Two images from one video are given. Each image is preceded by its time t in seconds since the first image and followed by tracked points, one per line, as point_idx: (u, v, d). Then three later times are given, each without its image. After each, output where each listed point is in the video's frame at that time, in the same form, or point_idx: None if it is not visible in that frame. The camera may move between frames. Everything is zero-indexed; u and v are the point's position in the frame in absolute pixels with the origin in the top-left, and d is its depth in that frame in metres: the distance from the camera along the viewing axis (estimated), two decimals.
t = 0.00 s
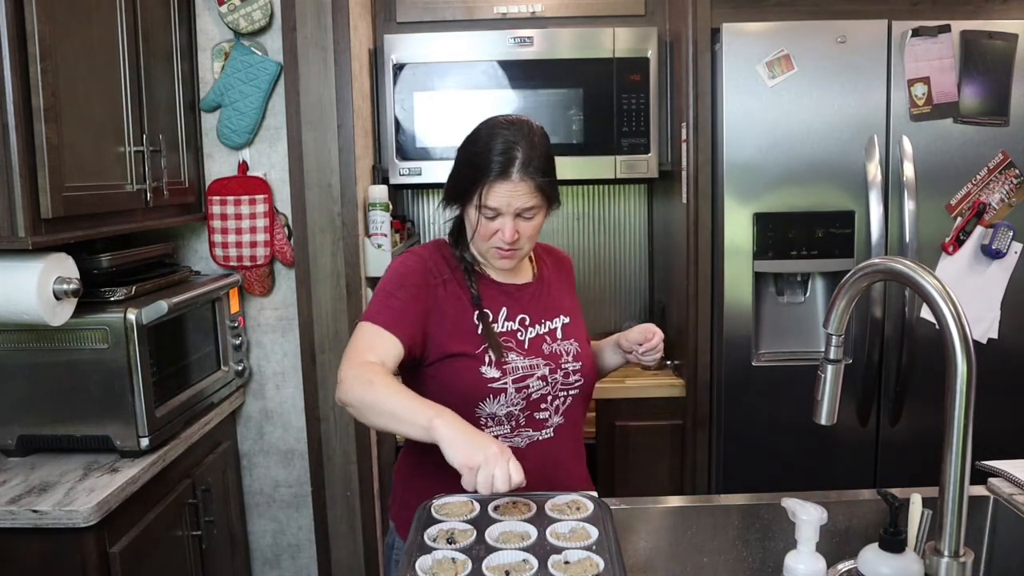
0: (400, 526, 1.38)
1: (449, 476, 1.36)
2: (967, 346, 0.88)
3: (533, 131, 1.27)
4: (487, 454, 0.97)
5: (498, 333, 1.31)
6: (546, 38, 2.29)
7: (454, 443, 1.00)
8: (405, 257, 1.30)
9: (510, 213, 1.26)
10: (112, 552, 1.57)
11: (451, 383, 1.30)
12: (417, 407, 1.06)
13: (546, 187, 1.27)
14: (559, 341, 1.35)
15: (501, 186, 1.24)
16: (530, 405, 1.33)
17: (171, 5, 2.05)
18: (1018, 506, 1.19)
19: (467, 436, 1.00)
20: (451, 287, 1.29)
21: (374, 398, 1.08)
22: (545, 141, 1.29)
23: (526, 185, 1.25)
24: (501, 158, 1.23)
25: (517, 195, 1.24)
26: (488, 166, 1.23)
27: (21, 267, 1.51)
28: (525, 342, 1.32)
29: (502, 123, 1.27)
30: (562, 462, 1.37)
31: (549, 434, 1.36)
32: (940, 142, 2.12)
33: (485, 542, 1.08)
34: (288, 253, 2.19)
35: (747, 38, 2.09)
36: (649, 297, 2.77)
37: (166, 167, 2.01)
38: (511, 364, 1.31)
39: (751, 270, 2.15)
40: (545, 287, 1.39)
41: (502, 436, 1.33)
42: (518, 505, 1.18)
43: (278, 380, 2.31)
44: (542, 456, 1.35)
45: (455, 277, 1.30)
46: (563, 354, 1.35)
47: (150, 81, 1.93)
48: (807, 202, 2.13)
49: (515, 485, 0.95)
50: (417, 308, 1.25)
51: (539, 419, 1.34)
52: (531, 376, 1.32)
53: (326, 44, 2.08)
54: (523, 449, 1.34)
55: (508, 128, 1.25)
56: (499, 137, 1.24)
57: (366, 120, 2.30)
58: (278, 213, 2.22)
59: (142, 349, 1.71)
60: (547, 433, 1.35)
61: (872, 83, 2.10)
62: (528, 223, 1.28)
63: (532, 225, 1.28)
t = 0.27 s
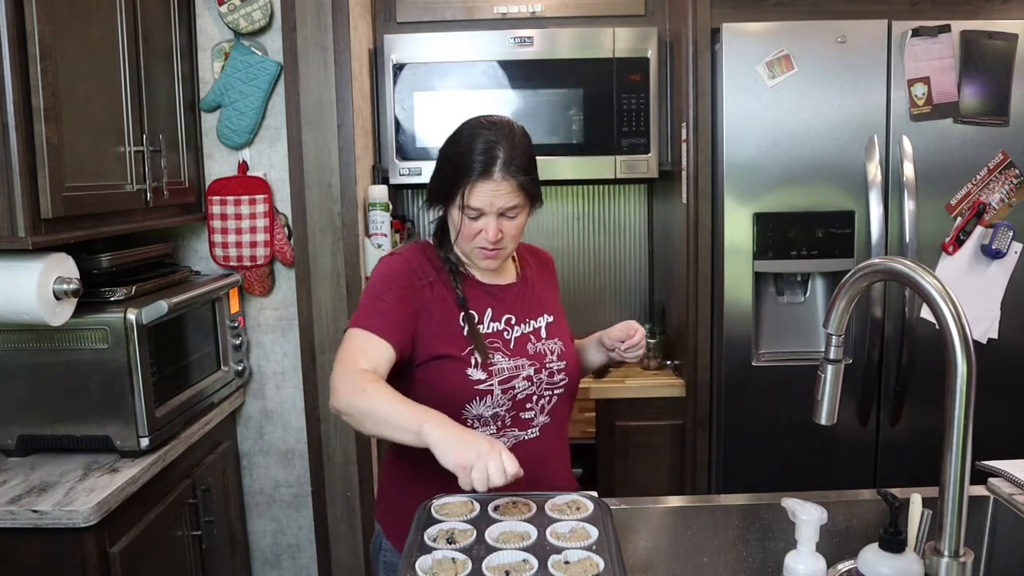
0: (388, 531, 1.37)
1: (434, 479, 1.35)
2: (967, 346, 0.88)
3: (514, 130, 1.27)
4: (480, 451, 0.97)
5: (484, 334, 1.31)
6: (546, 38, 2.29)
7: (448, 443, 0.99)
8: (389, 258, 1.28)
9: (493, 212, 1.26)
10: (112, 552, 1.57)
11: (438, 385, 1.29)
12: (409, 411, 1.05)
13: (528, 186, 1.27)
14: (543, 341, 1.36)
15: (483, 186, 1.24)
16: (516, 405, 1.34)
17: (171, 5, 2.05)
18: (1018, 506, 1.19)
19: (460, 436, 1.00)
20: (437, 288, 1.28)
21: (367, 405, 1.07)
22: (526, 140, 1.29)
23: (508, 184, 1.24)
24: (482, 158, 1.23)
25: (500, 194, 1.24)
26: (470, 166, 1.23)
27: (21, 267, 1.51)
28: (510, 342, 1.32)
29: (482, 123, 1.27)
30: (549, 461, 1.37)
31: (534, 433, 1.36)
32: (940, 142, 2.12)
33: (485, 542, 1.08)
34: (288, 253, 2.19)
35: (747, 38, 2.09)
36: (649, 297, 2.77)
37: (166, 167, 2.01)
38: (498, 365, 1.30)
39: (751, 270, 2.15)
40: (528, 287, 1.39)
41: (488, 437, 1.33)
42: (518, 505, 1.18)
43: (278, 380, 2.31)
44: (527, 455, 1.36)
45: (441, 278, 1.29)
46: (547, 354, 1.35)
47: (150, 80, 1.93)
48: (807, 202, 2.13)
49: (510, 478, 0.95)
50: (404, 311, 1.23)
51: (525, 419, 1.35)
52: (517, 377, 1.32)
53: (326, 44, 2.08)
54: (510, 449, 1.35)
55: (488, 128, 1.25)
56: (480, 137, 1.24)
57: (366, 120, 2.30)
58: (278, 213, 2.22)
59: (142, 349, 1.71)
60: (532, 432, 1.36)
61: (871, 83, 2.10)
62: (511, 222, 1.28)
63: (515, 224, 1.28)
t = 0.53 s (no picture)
0: (370, 530, 1.37)
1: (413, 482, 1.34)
2: (967, 346, 0.88)
3: (500, 133, 1.27)
4: (435, 449, 0.97)
5: (465, 336, 1.30)
6: (546, 38, 2.29)
7: (405, 439, 1.00)
8: (372, 259, 1.29)
9: (478, 215, 1.25)
10: (112, 552, 1.57)
11: (418, 385, 1.30)
12: (368, 407, 1.06)
13: (514, 189, 1.27)
14: (527, 344, 1.35)
15: (468, 189, 1.24)
16: (497, 407, 1.33)
17: (171, 5, 2.05)
18: (1018, 506, 1.19)
19: (417, 431, 1.00)
20: (417, 288, 1.29)
21: (328, 400, 1.09)
22: (512, 142, 1.29)
23: (493, 187, 1.24)
24: (467, 161, 1.23)
25: (484, 197, 1.24)
26: (455, 169, 1.23)
27: (21, 267, 1.51)
28: (492, 345, 1.32)
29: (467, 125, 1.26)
30: (531, 464, 1.37)
31: (516, 436, 1.36)
32: (940, 142, 2.12)
33: (485, 542, 1.08)
34: (288, 253, 2.19)
35: (747, 38, 2.09)
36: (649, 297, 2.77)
37: (166, 167, 2.01)
38: (478, 367, 1.30)
39: (751, 270, 2.15)
40: (514, 289, 1.39)
41: (468, 438, 1.33)
42: (517, 505, 1.18)
43: (278, 380, 2.31)
44: (508, 458, 1.35)
45: (422, 278, 1.29)
46: (531, 357, 1.35)
47: (150, 81, 1.93)
48: (807, 202, 2.13)
49: (465, 478, 0.94)
50: (381, 311, 1.24)
51: (506, 421, 1.34)
52: (498, 379, 1.32)
53: (326, 44, 2.08)
54: (490, 451, 1.34)
55: (474, 131, 1.25)
56: (465, 140, 1.24)
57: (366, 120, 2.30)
58: (278, 213, 2.22)
59: (142, 349, 1.71)
60: (513, 435, 1.35)
61: (872, 83, 2.10)
62: (496, 225, 1.27)
63: (500, 227, 1.28)
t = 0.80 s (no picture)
0: (354, 528, 1.37)
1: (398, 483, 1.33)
2: (967, 346, 0.88)
3: (486, 135, 1.27)
4: (430, 454, 0.97)
5: (450, 339, 1.30)
6: (546, 38, 2.29)
7: (400, 445, 0.99)
8: (360, 261, 1.29)
9: (464, 217, 1.26)
10: (112, 552, 1.57)
11: (403, 388, 1.30)
12: (366, 413, 1.05)
13: (500, 191, 1.27)
14: (512, 348, 1.35)
15: (454, 191, 1.24)
16: (480, 410, 1.33)
17: (171, 5, 2.05)
18: (1018, 506, 1.19)
19: (413, 438, 1.00)
20: (404, 290, 1.28)
21: (325, 406, 1.09)
22: (499, 145, 1.29)
23: (479, 189, 1.24)
24: (453, 163, 1.23)
25: (470, 199, 1.24)
26: (441, 170, 1.23)
27: (21, 267, 1.51)
28: (477, 348, 1.32)
29: (453, 128, 1.27)
30: (515, 467, 1.37)
31: (499, 439, 1.36)
32: (940, 142, 2.12)
33: (485, 542, 1.08)
34: (288, 253, 2.19)
35: (747, 38, 2.09)
36: (649, 297, 2.77)
37: (166, 167, 2.01)
38: (462, 370, 1.30)
39: (751, 270, 2.15)
40: (501, 292, 1.39)
41: (451, 440, 1.33)
42: (517, 505, 1.18)
43: (278, 380, 2.31)
44: (491, 460, 1.35)
45: (409, 281, 1.29)
46: (515, 361, 1.35)
47: (150, 81, 1.93)
48: (807, 202, 2.13)
49: (459, 483, 0.94)
50: (370, 314, 1.24)
51: (489, 424, 1.34)
52: (482, 383, 1.32)
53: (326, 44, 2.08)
54: (473, 453, 1.34)
55: (460, 133, 1.25)
56: (451, 142, 1.24)
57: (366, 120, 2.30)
58: (278, 213, 2.22)
59: (142, 349, 1.71)
60: (497, 437, 1.36)
61: (872, 83, 2.10)
62: (483, 227, 1.28)
63: (486, 229, 1.28)
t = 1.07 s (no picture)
0: (349, 528, 1.38)
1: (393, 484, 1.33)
2: (967, 346, 0.88)
3: (477, 134, 1.27)
4: (426, 461, 0.96)
5: (445, 339, 1.30)
6: (546, 38, 2.29)
7: (396, 451, 0.99)
8: (352, 263, 1.29)
9: (456, 216, 1.26)
10: (112, 552, 1.58)
11: (398, 389, 1.30)
12: (363, 416, 1.05)
13: (491, 189, 1.27)
14: (506, 348, 1.35)
15: (445, 190, 1.24)
16: (476, 410, 1.33)
17: (171, 5, 2.05)
18: (1018, 506, 1.19)
19: (409, 443, 1.00)
20: (397, 291, 1.28)
21: (322, 408, 1.09)
22: (489, 143, 1.29)
23: (470, 187, 1.24)
24: (444, 162, 1.23)
25: (462, 198, 1.24)
26: (432, 169, 1.23)
27: (21, 267, 1.51)
28: (472, 348, 1.32)
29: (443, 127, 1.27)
30: (510, 466, 1.37)
31: (495, 438, 1.36)
32: (940, 142, 2.12)
33: (484, 542, 1.08)
34: (288, 253, 2.19)
35: (747, 38, 2.09)
36: (649, 297, 2.77)
37: (166, 167, 2.01)
38: (457, 369, 1.30)
39: (751, 270, 2.15)
40: (494, 292, 1.38)
41: (448, 441, 1.33)
42: (518, 505, 1.18)
43: (278, 380, 2.31)
44: (486, 461, 1.35)
45: (402, 281, 1.29)
46: (511, 361, 1.35)
47: (150, 81, 1.93)
48: (807, 202, 2.13)
49: (455, 491, 0.94)
50: (364, 315, 1.24)
51: (485, 424, 1.35)
52: (477, 382, 1.32)
53: (326, 44, 2.09)
54: (470, 453, 1.34)
55: (451, 133, 1.25)
56: (442, 141, 1.24)
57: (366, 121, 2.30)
58: (278, 213, 2.22)
59: (142, 349, 1.71)
60: (492, 437, 1.36)
61: (872, 83, 2.10)
62: (474, 226, 1.28)
63: (478, 227, 1.28)
